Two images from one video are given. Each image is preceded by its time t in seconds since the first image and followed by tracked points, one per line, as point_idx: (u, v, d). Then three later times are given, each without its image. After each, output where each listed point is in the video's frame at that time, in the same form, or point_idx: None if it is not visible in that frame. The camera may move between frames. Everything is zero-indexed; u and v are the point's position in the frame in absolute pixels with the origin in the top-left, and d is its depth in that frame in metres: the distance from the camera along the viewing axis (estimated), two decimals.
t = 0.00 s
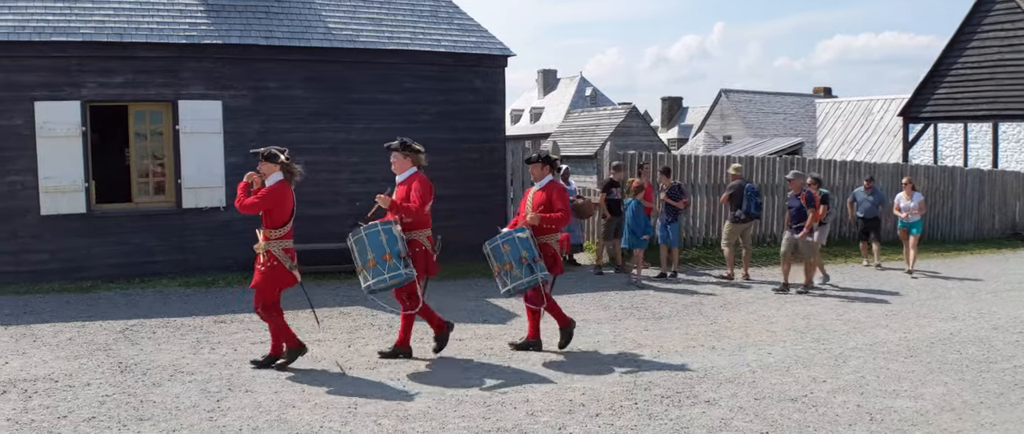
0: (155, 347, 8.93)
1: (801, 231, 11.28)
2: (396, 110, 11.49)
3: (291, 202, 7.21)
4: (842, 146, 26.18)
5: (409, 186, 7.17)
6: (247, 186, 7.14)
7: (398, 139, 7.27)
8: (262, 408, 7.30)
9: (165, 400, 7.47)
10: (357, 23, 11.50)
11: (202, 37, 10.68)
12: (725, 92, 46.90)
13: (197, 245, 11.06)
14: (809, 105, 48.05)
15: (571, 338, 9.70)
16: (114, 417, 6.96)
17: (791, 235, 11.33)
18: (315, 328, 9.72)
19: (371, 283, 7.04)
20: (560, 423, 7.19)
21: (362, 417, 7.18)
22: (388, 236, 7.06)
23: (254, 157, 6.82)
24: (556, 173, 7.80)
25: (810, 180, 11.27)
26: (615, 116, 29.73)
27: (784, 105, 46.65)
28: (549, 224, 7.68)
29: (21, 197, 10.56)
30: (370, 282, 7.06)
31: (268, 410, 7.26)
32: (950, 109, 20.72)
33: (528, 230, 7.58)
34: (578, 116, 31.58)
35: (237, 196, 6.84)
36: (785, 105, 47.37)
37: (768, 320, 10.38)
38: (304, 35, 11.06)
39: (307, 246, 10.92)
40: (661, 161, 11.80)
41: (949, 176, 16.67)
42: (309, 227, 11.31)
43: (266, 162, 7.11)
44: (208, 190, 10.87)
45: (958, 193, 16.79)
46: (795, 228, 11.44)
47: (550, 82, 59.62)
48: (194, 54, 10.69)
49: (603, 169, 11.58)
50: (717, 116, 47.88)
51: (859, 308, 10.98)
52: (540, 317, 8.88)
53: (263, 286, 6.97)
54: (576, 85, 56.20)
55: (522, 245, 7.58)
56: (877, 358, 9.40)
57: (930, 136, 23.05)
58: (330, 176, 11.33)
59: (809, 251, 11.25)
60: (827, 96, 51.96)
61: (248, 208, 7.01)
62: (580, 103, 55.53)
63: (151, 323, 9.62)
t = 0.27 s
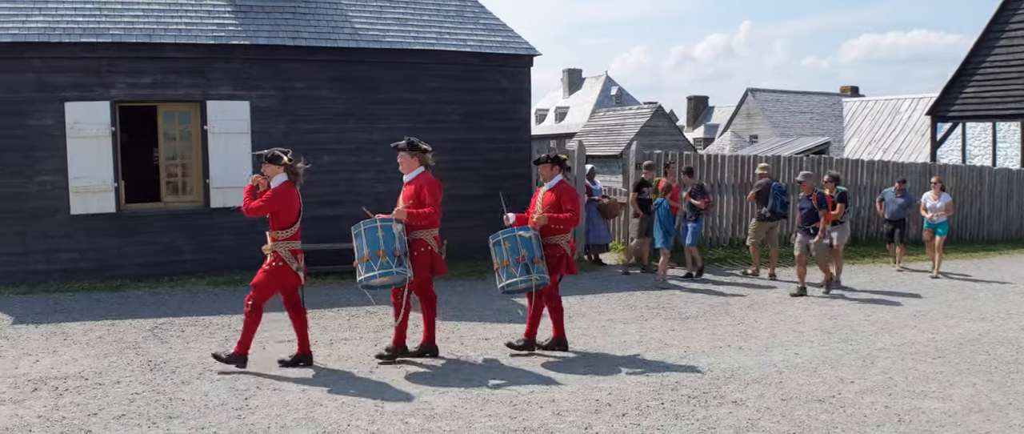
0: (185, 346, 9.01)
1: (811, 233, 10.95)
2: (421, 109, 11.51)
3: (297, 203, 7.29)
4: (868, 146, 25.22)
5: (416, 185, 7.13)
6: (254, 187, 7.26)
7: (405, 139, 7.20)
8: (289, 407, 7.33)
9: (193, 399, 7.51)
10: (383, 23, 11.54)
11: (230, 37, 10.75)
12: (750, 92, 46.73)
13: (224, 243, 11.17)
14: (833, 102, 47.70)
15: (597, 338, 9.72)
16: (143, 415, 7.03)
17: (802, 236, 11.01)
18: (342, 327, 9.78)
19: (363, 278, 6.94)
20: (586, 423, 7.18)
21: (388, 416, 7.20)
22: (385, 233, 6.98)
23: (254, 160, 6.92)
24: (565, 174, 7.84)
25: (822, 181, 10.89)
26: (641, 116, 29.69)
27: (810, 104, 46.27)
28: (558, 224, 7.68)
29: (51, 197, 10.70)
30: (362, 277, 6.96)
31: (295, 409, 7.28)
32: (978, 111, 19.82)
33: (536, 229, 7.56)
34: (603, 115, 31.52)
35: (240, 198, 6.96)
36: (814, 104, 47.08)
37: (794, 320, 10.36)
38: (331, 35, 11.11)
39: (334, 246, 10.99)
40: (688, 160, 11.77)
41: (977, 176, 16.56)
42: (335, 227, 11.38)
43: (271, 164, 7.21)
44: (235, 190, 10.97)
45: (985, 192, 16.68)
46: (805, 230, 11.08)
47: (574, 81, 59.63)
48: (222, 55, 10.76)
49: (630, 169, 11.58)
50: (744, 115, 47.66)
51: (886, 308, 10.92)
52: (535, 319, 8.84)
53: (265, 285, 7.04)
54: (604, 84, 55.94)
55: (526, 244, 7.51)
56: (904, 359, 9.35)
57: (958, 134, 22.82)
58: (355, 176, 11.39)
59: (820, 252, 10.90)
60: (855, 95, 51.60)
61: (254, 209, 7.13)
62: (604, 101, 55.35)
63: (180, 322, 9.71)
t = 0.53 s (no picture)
0: (215, 343, 9.06)
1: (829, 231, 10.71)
2: (449, 109, 11.55)
3: (297, 208, 7.26)
4: (898, 145, 24.78)
5: (422, 189, 7.11)
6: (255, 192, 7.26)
7: (411, 143, 7.18)
8: (318, 404, 7.22)
9: (224, 396, 7.44)
10: (411, 23, 11.59)
11: (260, 37, 10.82)
12: (779, 91, 46.54)
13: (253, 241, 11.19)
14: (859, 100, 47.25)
15: (625, 337, 9.70)
16: (174, 412, 6.96)
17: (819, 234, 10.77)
18: (371, 325, 9.80)
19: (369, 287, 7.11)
20: (614, 423, 7.04)
21: (417, 414, 7.07)
22: (389, 242, 7.11)
23: (251, 165, 6.91)
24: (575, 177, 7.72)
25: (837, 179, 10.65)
26: (669, 115, 29.62)
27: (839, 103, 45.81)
28: (562, 229, 7.62)
29: (83, 196, 10.80)
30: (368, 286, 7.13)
31: (324, 406, 7.16)
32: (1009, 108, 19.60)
33: (537, 235, 7.56)
34: (631, 114, 31.46)
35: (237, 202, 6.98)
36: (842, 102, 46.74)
37: (824, 320, 10.33)
38: (359, 35, 11.16)
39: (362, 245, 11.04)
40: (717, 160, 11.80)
41: (1008, 175, 16.42)
42: (364, 226, 11.43)
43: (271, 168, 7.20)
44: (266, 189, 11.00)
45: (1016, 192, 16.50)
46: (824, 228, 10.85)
47: (602, 80, 59.64)
48: (252, 55, 10.83)
49: (657, 169, 11.69)
50: (772, 114, 47.44)
51: (916, 309, 10.85)
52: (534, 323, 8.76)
53: (260, 289, 7.05)
54: (631, 82, 55.84)
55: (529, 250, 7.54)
56: (935, 360, 9.26)
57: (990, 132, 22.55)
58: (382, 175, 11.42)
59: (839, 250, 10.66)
60: (884, 92, 51.19)
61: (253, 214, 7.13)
62: (632, 101, 55.23)
63: (210, 320, 9.78)
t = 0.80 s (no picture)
0: (247, 341, 9.12)
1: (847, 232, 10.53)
2: (479, 107, 11.58)
3: (293, 199, 7.26)
4: (930, 142, 24.60)
5: (423, 185, 7.10)
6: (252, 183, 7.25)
7: (418, 137, 7.20)
8: (350, 402, 7.25)
9: (257, 393, 7.47)
10: (441, 21, 11.63)
11: (291, 37, 10.89)
12: (810, 88, 46.24)
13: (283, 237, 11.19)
14: (888, 95, 46.84)
15: (656, 336, 9.68)
16: (207, 409, 7.00)
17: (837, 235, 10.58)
18: (402, 324, 9.84)
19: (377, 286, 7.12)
20: (644, 422, 7.03)
21: (448, 412, 7.11)
22: (393, 239, 7.11)
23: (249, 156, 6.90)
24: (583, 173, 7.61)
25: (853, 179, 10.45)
26: (699, 113, 29.56)
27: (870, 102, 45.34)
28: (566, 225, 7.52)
29: (117, 194, 10.90)
30: (378, 286, 7.15)
31: (357, 403, 7.20)
32: None
33: (541, 231, 7.50)
34: (660, 112, 31.41)
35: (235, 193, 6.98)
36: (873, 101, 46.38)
37: (856, 320, 10.31)
38: (389, 34, 11.22)
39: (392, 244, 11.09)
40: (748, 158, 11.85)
41: None
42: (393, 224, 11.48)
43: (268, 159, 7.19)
44: (298, 187, 11.04)
45: None
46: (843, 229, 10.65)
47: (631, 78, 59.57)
48: (283, 54, 10.91)
49: (688, 167, 11.82)
50: (803, 112, 47.20)
51: (949, 309, 10.79)
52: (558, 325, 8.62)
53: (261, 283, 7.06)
54: (660, 81, 55.68)
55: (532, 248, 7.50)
56: (969, 360, 9.17)
57: None
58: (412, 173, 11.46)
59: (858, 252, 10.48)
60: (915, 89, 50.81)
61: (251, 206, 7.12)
62: (662, 99, 55.13)
63: (242, 318, 9.87)
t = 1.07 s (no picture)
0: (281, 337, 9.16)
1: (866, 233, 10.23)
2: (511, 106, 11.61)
3: (301, 195, 7.28)
4: (966, 142, 24.20)
5: (432, 184, 7.08)
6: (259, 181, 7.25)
7: (426, 135, 7.16)
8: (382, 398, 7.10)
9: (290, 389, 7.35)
10: (472, 20, 11.66)
11: (324, 36, 10.96)
12: (843, 87, 45.90)
13: (315, 234, 11.22)
14: (921, 92, 46.29)
15: (688, 335, 9.62)
16: (242, 405, 6.87)
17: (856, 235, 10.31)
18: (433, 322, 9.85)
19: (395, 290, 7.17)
20: (677, 420, 6.85)
21: (481, 409, 6.95)
22: (408, 242, 7.14)
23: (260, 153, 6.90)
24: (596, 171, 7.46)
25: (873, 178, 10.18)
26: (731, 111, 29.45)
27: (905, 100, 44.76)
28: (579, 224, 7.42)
29: (153, 192, 11.00)
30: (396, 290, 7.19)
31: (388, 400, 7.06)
32: None
33: (554, 233, 7.45)
34: (692, 110, 31.31)
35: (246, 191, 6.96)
36: (907, 99, 45.88)
37: (890, 320, 10.27)
38: (421, 33, 11.26)
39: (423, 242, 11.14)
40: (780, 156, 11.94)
41: None
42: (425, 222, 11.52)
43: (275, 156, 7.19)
44: (331, 185, 11.12)
45: None
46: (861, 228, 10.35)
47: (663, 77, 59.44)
48: (316, 53, 10.97)
49: (721, 165, 11.92)
50: (837, 110, 46.86)
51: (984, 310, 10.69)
52: (588, 325, 8.41)
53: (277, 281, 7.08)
54: (693, 79, 55.39)
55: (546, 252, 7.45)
56: (1005, 361, 9.00)
57: None
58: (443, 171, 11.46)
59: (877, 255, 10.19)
60: (950, 87, 50.30)
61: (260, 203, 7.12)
62: (694, 97, 54.87)
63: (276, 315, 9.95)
